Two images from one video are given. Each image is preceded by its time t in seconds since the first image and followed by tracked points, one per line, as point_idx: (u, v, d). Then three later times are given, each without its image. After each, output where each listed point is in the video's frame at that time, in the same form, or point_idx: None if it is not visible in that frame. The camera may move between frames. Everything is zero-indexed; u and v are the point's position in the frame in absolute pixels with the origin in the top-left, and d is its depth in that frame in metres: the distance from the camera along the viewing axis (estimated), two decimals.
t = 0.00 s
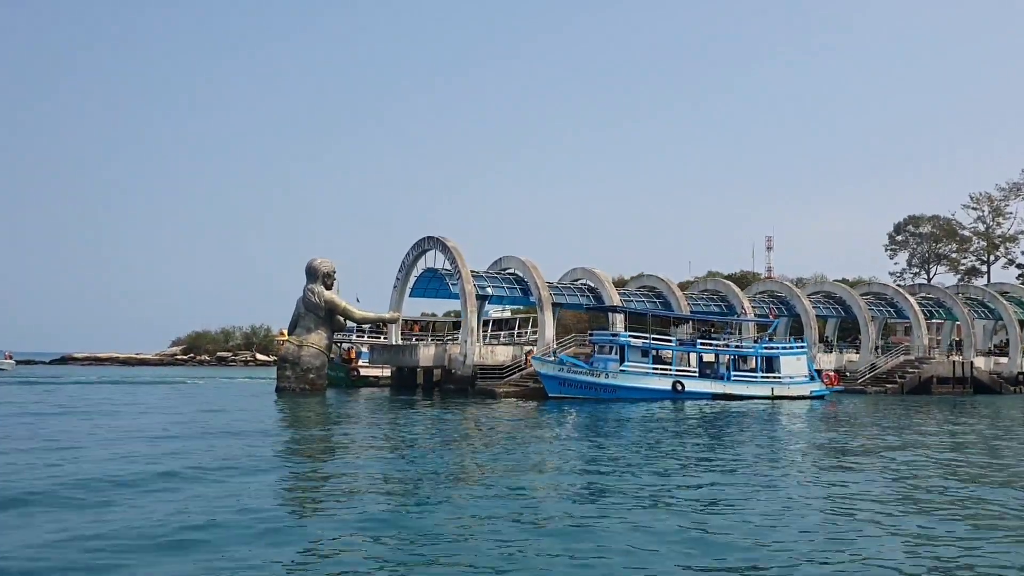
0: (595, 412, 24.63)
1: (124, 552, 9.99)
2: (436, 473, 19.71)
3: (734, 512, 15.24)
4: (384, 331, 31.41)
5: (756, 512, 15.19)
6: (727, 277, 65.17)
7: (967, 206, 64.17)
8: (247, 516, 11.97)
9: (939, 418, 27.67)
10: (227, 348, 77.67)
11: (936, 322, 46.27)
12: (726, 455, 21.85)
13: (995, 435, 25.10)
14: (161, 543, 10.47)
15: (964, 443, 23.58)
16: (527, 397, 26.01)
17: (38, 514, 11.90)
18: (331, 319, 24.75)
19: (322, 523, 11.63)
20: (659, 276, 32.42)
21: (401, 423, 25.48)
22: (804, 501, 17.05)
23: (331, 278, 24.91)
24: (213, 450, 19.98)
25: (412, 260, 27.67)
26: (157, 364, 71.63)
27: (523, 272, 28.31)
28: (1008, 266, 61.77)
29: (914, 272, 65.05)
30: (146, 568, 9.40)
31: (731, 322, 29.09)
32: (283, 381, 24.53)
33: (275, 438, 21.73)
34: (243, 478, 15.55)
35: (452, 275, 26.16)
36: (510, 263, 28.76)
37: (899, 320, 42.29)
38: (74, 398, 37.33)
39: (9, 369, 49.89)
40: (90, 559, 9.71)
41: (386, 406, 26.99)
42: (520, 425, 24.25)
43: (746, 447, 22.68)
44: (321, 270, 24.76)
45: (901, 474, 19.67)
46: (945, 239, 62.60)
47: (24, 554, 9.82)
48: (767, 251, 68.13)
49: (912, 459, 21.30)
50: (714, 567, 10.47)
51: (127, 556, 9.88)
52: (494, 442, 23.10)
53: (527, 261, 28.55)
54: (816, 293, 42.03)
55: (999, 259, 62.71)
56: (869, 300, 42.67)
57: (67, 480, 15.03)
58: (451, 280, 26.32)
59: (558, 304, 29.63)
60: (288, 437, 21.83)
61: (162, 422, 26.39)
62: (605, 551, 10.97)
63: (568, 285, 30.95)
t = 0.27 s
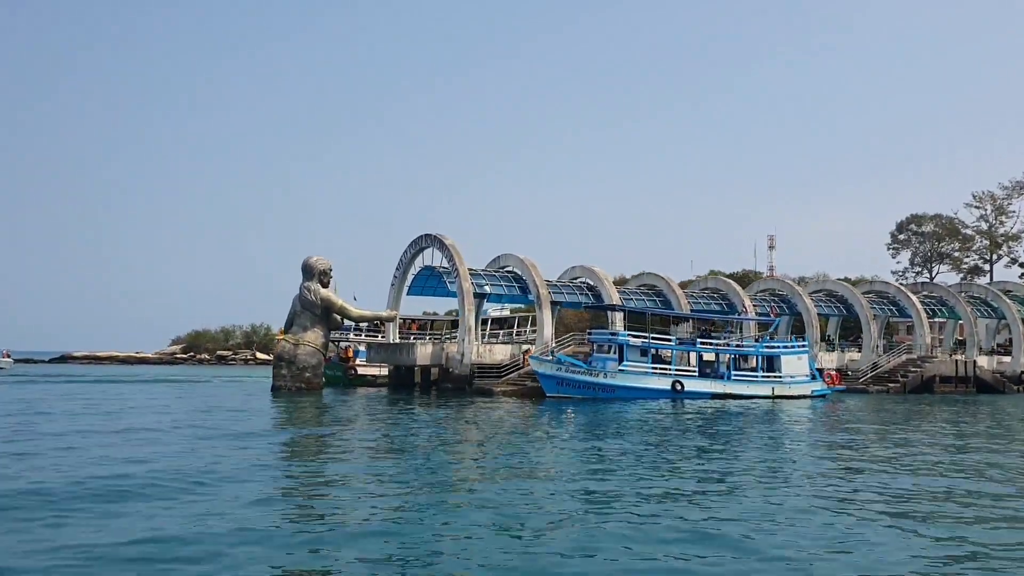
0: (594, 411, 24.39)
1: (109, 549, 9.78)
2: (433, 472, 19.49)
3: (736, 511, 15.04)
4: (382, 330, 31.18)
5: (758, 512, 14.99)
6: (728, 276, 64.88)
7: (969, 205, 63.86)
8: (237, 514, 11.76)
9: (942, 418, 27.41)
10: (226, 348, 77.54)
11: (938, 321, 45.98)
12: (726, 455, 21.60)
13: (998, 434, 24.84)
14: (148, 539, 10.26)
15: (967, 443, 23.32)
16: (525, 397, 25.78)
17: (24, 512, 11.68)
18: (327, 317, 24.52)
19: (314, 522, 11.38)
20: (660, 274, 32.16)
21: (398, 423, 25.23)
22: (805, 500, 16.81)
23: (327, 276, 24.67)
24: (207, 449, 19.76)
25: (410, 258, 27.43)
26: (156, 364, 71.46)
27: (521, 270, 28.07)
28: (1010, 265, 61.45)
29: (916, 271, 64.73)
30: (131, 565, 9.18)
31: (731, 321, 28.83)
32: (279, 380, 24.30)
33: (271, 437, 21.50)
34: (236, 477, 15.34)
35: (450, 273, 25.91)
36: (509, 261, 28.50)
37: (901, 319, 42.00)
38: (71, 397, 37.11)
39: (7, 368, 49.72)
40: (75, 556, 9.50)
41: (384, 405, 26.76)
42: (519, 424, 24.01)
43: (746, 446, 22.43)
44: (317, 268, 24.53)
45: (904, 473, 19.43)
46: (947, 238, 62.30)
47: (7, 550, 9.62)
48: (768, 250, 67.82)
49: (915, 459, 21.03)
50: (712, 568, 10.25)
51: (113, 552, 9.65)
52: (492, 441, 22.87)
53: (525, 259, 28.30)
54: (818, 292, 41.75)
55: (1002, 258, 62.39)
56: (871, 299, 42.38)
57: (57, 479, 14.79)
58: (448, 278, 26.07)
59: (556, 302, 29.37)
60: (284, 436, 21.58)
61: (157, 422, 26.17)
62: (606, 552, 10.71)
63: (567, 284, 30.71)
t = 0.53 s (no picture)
0: (592, 411, 24.18)
1: (93, 556, 9.60)
2: (428, 473, 19.29)
3: (733, 510, 14.86)
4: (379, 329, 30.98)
5: (757, 511, 14.79)
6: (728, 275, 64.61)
7: (971, 204, 63.56)
8: (225, 518, 11.58)
9: (943, 417, 27.17)
10: (226, 347, 77.36)
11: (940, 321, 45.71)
12: (725, 455, 21.39)
13: (1000, 434, 24.62)
14: (133, 546, 10.09)
15: (968, 443, 23.10)
16: (522, 396, 25.57)
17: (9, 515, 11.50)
18: (323, 316, 24.28)
19: (304, 526, 11.18)
20: (659, 273, 31.92)
21: (394, 423, 25.02)
22: (804, 500, 16.61)
23: (323, 275, 24.44)
24: (200, 449, 19.58)
25: (407, 256, 27.20)
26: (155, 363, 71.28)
27: (519, 269, 27.84)
28: (1012, 264, 61.17)
29: (917, 270, 64.43)
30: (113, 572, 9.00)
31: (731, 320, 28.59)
32: (274, 380, 24.10)
33: (265, 437, 21.32)
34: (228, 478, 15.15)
35: (447, 272, 25.66)
36: (506, 260, 28.27)
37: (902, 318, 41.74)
38: (68, 397, 36.94)
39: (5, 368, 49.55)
40: (57, 563, 9.31)
41: (380, 405, 26.56)
42: (516, 424, 23.81)
43: (746, 446, 22.22)
44: (312, 266, 24.30)
45: (905, 473, 19.22)
46: (948, 237, 62.01)
47: None
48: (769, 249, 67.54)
49: (916, 459, 20.81)
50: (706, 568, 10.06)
51: (96, 561, 9.47)
52: (489, 441, 22.67)
53: (523, 258, 28.06)
54: (818, 291, 41.50)
55: (1004, 257, 62.10)
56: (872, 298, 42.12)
57: (45, 480, 14.59)
58: (445, 276, 25.84)
59: (554, 301, 29.13)
60: (278, 437, 21.38)
61: (152, 422, 26.00)
62: (598, 553, 10.55)
63: (565, 282, 30.48)
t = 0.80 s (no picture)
0: (588, 412, 23.97)
1: (73, 556, 9.43)
2: (423, 473, 19.08)
3: (731, 510, 14.69)
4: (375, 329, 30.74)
5: (755, 511, 14.62)
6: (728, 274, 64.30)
7: (972, 203, 63.21)
8: (212, 517, 11.40)
9: (944, 418, 26.92)
10: (224, 347, 77.12)
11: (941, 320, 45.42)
12: (724, 456, 21.17)
13: (1001, 434, 24.37)
14: (116, 545, 9.95)
15: (968, 443, 22.86)
16: (518, 396, 25.36)
17: None
18: (317, 315, 24.04)
19: (291, 525, 11.01)
20: (658, 272, 31.65)
21: (389, 423, 24.82)
22: (802, 499, 16.42)
23: (317, 273, 24.20)
24: (193, 451, 19.37)
25: (403, 255, 26.95)
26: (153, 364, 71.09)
27: (516, 268, 27.58)
28: (1014, 263, 60.86)
29: (918, 269, 64.10)
30: (96, 572, 8.81)
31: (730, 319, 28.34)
32: (268, 380, 23.88)
33: (258, 438, 21.10)
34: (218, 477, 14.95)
35: (443, 271, 25.41)
36: (504, 259, 28.01)
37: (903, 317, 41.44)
38: (63, 397, 36.73)
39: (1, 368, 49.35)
40: (38, 562, 9.15)
41: (376, 406, 26.35)
42: (512, 425, 23.59)
43: (744, 447, 22.00)
44: (307, 265, 24.06)
45: (906, 474, 18.98)
46: (950, 236, 61.68)
47: None
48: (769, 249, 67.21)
49: (916, 459, 20.60)
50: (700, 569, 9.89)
51: (80, 561, 9.29)
52: (485, 442, 22.44)
53: (521, 257, 27.80)
54: (819, 290, 41.20)
55: (1005, 256, 61.77)
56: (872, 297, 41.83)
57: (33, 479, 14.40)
58: (441, 275, 25.60)
59: (552, 300, 28.90)
60: (271, 438, 21.18)
61: (146, 423, 25.79)
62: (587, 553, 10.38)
63: (563, 282, 30.24)
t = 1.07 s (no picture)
0: (586, 412, 23.75)
1: (55, 559, 9.26)
2: (418, 474, 18.86)
3: (729, 511, 14.54)
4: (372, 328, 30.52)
5: (753, 511, 14.46)
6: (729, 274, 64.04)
7: (974, 203, 62.90)
8: (200, 522, 11.23)
9: (945, 419, 26.69)
10: (223, 347, 76.92)
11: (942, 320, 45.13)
12: (723, 457, 20.96)
13: (1003, 435, 24.13)
14: (101, 549, 9.78)
15: (970, 444, 22.62)
16: (515, 397, 25.13)
17: None
18: (312, 315, 23.82)
19: (280, 527, 10.84)
20: (657, 272, 31.40)
21: (385, 424, 24.59)
22: (801, 501, 16.20)
23: (312, 273, 23.97)
24: (185, 451, 19.16)
25: (399, 254, 26.73)
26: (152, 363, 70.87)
27: (514, 267, 27.35)
28: (1015, 263, 60.65)
29: (920, 269, 63.81)
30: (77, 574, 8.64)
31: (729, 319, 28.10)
32: (263, 380, 23.66)
33: (251, 437, 20.89)
34: (208, 479, 14.75)
35: (439, 270, 25.18)
36: (501, 258, 27.78)
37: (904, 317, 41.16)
38: (59, 397, 36.52)
39: None
40: (19, 565, 8.98)
41: (372, 406, 26.13)
42: (509, 425, 23.37)
43: (743, 448, 21.79)
44: (302, 264, 23.83)
45: (906, 474, 18.76)
46: (952, 236, 61.36)
47: None
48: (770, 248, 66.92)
49: (916, 460, 20.38)
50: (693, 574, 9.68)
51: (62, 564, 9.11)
52: (481, 442, 22.22)
53: (518, 256, 27.57)
54: (819, 289, 40.93)
55: (1007, 256, 61.46)
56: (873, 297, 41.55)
57: (21, 483, 14.19)
58: (438, 275, 25.37)
59: (550, 300, 28.67)
60: (266, 437, 20.95)
61: (140, 424, 25.59)
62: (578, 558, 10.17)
63: (561, 281, 30.01)
